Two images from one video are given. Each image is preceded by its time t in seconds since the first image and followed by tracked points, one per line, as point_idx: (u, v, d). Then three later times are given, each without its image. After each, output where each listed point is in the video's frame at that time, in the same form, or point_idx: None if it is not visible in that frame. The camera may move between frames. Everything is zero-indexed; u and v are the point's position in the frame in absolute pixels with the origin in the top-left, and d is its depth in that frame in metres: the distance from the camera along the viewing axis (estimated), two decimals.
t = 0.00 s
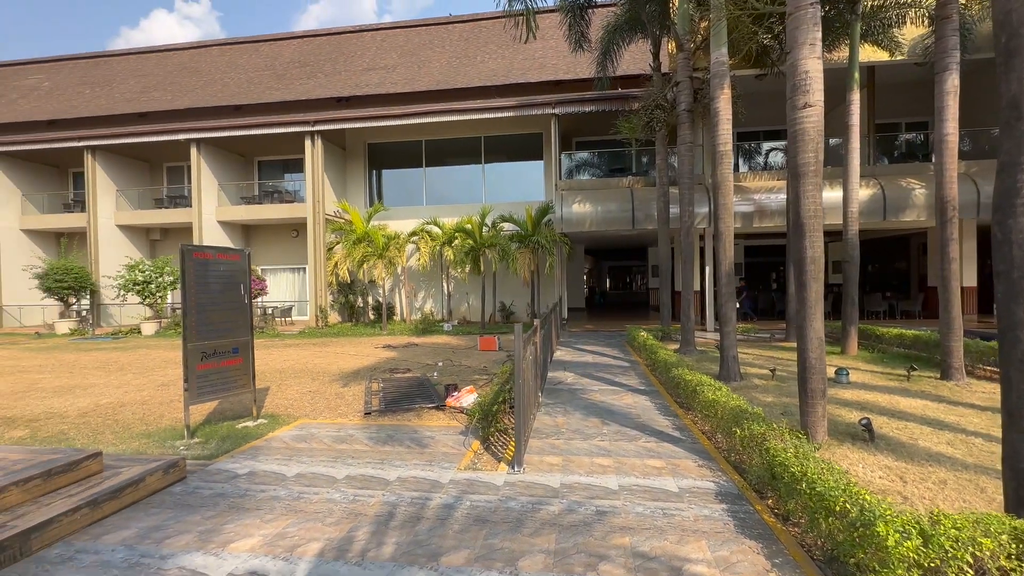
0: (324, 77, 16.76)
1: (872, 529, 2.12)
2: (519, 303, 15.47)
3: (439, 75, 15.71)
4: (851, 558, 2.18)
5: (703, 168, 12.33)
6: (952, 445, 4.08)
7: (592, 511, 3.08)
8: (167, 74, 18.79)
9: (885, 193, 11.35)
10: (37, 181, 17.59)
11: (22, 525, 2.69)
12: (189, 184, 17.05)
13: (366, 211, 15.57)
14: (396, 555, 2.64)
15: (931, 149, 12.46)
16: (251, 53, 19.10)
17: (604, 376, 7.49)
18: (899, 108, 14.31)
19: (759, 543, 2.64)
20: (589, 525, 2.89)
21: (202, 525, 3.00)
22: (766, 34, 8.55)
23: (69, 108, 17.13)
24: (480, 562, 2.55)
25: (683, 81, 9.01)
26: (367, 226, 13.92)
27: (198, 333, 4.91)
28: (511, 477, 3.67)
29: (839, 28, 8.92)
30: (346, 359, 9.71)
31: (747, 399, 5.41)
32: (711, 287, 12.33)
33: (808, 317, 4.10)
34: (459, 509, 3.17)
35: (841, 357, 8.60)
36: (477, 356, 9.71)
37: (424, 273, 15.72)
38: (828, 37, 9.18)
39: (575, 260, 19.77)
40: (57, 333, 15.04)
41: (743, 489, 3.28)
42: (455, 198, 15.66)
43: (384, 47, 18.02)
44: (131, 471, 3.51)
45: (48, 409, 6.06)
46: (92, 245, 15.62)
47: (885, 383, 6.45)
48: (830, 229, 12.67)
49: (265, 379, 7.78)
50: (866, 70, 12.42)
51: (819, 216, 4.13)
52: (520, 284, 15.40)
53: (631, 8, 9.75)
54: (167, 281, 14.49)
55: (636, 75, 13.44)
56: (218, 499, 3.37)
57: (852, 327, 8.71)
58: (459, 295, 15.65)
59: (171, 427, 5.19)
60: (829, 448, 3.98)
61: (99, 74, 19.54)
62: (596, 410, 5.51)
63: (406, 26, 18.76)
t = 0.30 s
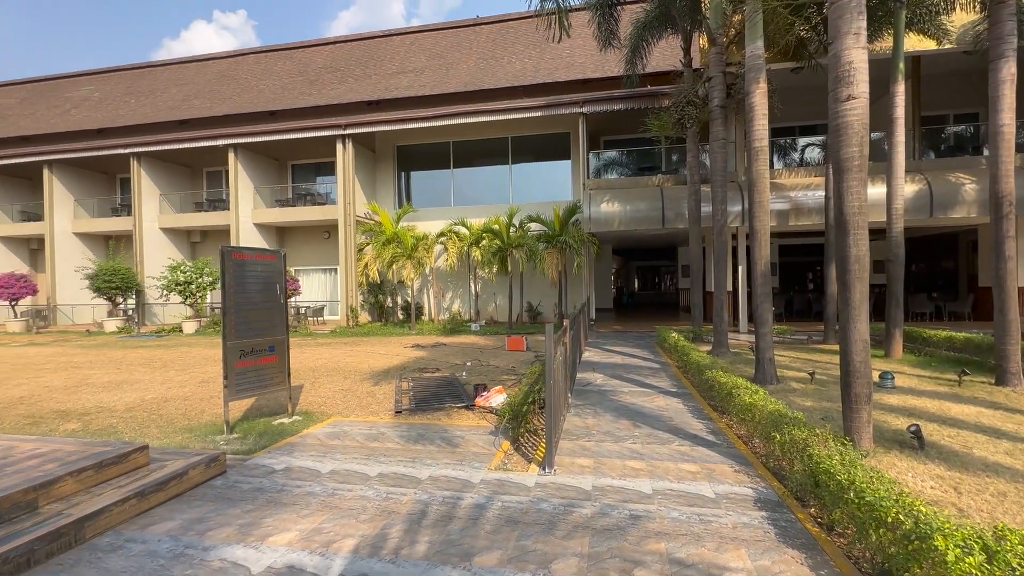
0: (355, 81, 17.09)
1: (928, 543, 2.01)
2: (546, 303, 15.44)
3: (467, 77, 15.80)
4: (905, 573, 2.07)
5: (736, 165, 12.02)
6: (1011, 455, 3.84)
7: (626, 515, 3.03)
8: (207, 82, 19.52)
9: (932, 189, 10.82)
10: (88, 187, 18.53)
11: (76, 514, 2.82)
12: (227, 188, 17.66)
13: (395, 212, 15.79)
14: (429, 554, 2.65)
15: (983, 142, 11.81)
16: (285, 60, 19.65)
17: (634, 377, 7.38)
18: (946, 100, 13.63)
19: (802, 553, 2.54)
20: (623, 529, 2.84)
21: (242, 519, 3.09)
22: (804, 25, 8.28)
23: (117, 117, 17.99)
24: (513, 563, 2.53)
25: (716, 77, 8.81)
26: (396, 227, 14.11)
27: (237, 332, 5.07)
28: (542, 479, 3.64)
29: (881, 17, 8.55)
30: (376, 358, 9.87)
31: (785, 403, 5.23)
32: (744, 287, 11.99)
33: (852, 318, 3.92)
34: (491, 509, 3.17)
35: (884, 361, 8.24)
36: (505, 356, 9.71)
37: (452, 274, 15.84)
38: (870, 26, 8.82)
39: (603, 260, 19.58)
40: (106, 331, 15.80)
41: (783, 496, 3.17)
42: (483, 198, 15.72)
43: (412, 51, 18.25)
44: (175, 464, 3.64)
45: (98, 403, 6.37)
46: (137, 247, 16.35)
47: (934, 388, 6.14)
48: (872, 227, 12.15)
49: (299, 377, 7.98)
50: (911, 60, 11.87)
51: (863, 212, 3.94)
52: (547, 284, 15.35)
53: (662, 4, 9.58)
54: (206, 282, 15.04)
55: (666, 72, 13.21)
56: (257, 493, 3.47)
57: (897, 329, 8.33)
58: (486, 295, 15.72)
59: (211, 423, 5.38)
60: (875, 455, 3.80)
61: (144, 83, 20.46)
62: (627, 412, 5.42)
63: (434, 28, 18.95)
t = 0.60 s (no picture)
0: (383, 86, 17.37)
1: (988, 560, 1.90)
2: (573, 304, 15.35)
3: (494, 78, 15.85)
4: None
5: (770, 162, 11.68)
6: None
7: (659, 520, 2.96)
8: (243, 90, 20.18)
9: (983, 184, 10.25)
10: (133, 192, 19.40)
11: (123, 505, 2.94)
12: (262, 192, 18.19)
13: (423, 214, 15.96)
14: (460, 554, 2.65)
15: None
16: (317, 66, 20.14)
17: (664, 380, 7.25)
18: (998, 89, 12.90)
19: (847, 565, 2.43)
20: (656, 535, 2.78)
21: (277, 514, 3.16)
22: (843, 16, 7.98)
23: (159, 125, 18.80)
24: (544, 566, 2.51)
25: (748, 71, 8.59)
26: (424, 229, 14.26)
27: (272, 332, 5.20)
28: (572, 482, 3.60)
29: (927, 5, 8.16)
30: (404, 358, 9.99)
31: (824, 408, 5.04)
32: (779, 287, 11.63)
33: (898, 319, 3.73)
34: (520, 511, 3.15)
35: (931, 365, 7.85)
36: (532, 357, 9.69)
37: (479, 274, 15.92)
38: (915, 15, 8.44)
39: (631, 260, 19.34)
40: (150, 330, 16.51)
41: (825, 505, 3.04)
42: (509, 199, 15.73)
43: (440, 54, 18.43)
44: (215, 459, 3.76)
45: (142, 399, 6.64)
46: (178, 250, 17.02)
47: (986, 394, 5.81)
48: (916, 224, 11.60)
49: (331, 375, 8.15)
50: (959, 49, 11.28)
51: (910, 209, 3.75)
52: (574, 285, 15.26)
53: None
54: (242, 282, 15.53)
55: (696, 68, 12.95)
56: (291, 489, 3.54)
57: (945, 332, 7.93)
58: (512, 296, 15.73)
59: (248, 420, 5.54)
60: (924, 464, 3.62)
61: (185, 93, 21.31)
62: (657, 415, 5.32)
63: (461, 31, 19.09)
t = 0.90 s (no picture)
0: (411, 89, 17.60)
1: None
2: (599, 304, 15.20)
3: (520, 79, 15.85)
4: None
5: (805, 159, 11.32)
6: None
7: (692, 526, 2.88)
8: (276, 97, 20.77)
9: None
10: (173, 197, 20.20)
11: (165, 499, 3.05)
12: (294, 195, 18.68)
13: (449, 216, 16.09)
14: (489, 555, 2.64)
15: None
16: (346, 72, 20.56)
17: (694, 382, 7.09)
18: None
19: None
20: (689, 541, 2.70)
21: (310, 510, 3.22)
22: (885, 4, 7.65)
23: (198, 132, 19.52)
24: (574, 570, 2.48)
25: (782, 65, 8.33)
26: (450, 230, 14.38)
27: (304, 332, 5.31)
28: (601, 484, 3.55)
29: None
30: (433, 358, 10.10)
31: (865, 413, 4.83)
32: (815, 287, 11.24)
33: (948, 321, 3.54)
34: (550, 513, 3.12)
35: (981, 369, 7.44)
36: (559, 358, 9.64)
37: (505, 275, 15.94)
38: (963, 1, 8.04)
39: (659, 261, 19.04)
40: (189, 329, 17.15)
41: (870, 515, 2.91)
42: (535, 200, 15.70)
43: (466, 56, 18.55)
44: (250, 455, 3.87)
45: (183, 396, 6.90)
46: (215, 252, 17.63)
47: None
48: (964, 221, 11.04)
49: (360, 375, 8.29)
50: (1011, 36, 10.69)
51: (960, 205, 3.57)
52: (600, 285, 15.11)
53: None
54: (275, 284, 15.97)
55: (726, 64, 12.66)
56: (323, 486, 3.61)
57: (997, 335, 7.52)
58: (539, 297, 15.69)
59: (281, 417, 5.68)
60: (977, 475, 3.42)
61: (221, 101, 22.07)
62: (688, 418, 5.20)
63: (487, 33, 19.18)
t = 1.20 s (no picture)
0: (437, 92, 17.75)
1: None
2: (627, 305, 15.02)
3: (545, 79, 15.81)
4: None
5: (842, 154, 10.91)
6: None
7: (728, 533, 2.80)
8: (307, 102, 21.28)
9: None
10: (210, 201, 20.94)
11: (204, 493, 3.15)
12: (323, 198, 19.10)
13: (475, 217, 16.17)
14: (520, 557, 2.62)
15: None
16: (374, 76, 20.90)
17: (726, 385, 6.91)
18: None
19: None
20: (725, 549, 2.63)
21: (342, 508, 3.27)
22: None
23: (233, 138, 20.17)
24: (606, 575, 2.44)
25: (818, 58, 8.04)
26: (476, 231, 14.44)
27: (335, 332, 5.41)
28: (632, 488, 3.49)
29: None
30: (459, 358, 10.15)
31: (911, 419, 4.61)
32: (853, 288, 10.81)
33: (1002, 322, 3.34)
34: (580, 516, 3.08)
35: None
36: (586, 359, 9.55)
37: (531, 276, 15.92)
38: None
39: (687, 261, 18.69)
40: (225, 329, 17.73)
41: (919, 527, 2.77)
42: (561, 200, 15.62)
43: (492, 58, 18.61)
44: (285, 452, 3.96)
45: (220, 393, 7.13)
46: (250, 254, 18.19)
47: None
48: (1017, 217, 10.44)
49: (389, 374, 8.40)
50: None
51: (1016, 200, 3.37)
52: (628, 286, 14.93)
53: None
54: (306, 284, 16.35)
55: (759, 58, 12.32)
56: (355, 484, 3.66)
57: None
58: (565, 297, 15.61)
59: (313, 415, 5.81)
60: None
61: (255, 107, 22.76)
62: (721, 422, 5.07)
63: (512, 34, 19.19)
